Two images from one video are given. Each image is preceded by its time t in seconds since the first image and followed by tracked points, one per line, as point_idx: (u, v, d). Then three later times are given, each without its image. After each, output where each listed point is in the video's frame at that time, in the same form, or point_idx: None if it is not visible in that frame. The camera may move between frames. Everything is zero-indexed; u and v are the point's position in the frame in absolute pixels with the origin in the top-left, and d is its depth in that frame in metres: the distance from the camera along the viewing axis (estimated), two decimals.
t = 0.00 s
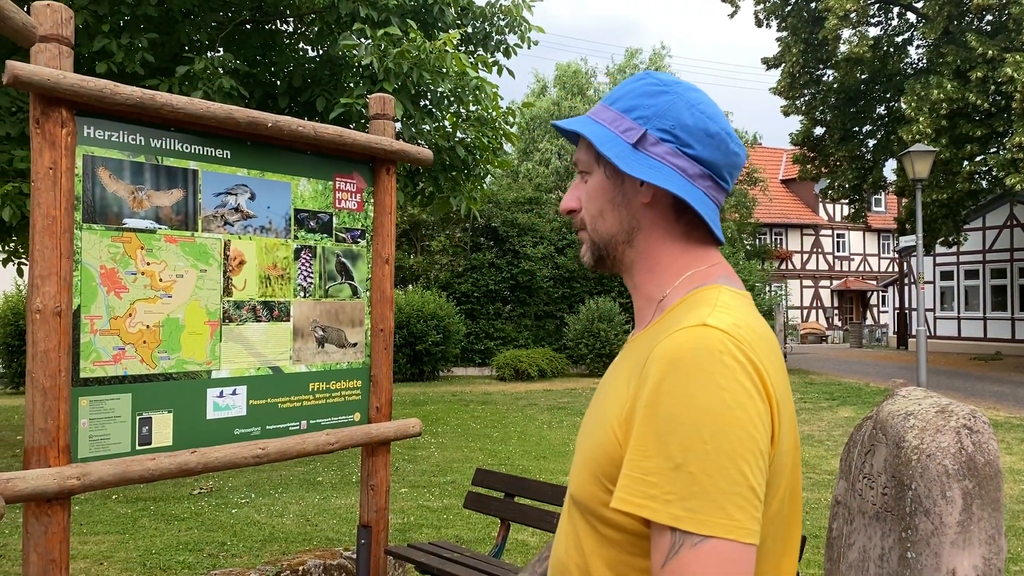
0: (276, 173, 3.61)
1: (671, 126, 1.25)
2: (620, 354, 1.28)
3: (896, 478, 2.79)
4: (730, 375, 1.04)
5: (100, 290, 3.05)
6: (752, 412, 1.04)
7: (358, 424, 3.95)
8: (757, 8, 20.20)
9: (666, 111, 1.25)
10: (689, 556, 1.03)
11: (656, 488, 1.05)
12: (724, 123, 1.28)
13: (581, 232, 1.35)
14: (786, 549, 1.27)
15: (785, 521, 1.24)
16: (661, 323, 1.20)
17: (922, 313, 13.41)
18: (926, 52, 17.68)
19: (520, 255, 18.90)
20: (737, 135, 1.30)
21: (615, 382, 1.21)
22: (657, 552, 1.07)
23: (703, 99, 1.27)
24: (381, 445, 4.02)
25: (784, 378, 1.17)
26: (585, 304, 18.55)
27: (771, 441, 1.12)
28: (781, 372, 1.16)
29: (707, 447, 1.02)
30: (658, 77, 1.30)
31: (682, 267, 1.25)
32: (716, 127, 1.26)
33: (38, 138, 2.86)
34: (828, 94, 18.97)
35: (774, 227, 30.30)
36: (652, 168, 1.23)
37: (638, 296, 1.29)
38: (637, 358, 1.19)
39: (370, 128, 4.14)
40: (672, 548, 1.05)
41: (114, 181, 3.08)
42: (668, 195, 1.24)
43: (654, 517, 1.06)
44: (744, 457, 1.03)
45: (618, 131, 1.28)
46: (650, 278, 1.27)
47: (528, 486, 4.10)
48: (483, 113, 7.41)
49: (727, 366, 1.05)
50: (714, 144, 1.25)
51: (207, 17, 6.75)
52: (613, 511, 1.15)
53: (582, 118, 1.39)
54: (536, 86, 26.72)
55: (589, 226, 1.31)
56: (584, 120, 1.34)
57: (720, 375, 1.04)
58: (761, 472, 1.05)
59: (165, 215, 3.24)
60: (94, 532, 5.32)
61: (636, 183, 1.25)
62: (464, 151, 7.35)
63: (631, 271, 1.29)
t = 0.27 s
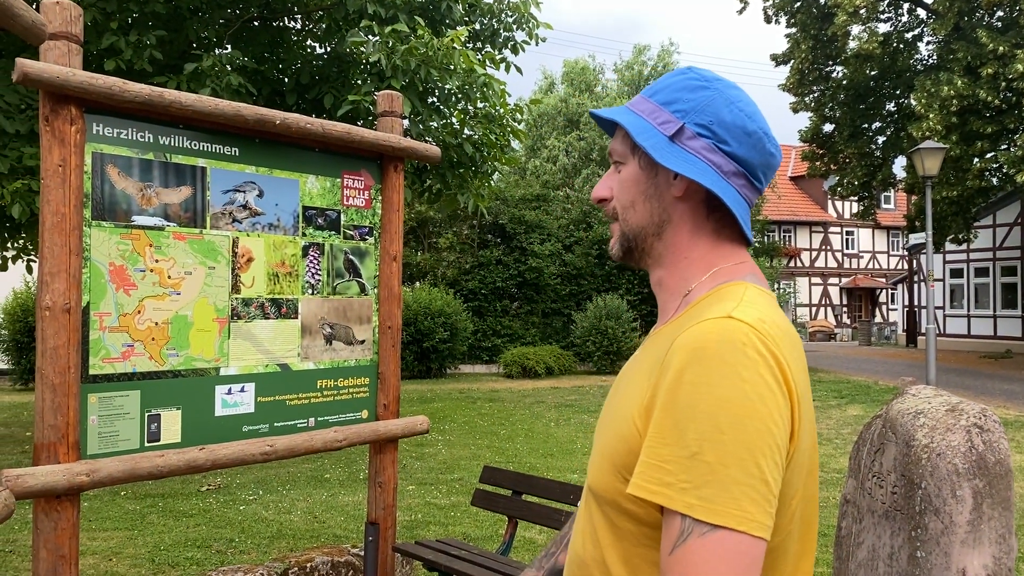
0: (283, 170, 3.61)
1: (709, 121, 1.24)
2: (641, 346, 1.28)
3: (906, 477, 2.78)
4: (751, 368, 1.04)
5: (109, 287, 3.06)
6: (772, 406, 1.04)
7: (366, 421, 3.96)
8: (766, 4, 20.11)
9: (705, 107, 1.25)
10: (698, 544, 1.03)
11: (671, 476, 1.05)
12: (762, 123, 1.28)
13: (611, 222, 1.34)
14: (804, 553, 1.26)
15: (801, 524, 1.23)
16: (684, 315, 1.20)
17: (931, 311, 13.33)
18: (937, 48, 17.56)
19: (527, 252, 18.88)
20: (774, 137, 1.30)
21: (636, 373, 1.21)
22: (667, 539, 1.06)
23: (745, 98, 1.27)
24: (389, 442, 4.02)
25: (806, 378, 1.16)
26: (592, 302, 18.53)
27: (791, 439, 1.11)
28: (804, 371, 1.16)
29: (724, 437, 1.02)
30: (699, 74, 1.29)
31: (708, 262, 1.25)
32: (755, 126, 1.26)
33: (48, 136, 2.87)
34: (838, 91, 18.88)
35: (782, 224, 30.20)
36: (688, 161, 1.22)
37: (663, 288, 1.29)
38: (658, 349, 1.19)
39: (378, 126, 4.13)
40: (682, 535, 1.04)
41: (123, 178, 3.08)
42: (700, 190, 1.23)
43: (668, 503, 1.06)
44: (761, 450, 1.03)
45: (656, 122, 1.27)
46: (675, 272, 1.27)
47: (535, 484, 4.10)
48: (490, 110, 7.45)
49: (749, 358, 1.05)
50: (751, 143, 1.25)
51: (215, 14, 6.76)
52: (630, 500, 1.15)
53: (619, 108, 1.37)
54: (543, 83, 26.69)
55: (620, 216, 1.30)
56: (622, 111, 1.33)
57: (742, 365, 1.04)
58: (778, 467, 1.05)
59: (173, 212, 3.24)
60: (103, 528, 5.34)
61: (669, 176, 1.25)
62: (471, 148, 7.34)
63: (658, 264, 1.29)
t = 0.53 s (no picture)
0: (288, 168, 3.61)
1: (755, 120, 1.23)
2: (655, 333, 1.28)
3: (910, 476, 2.77)
4: (764, 350, 1.04)
5: (114, 285, 3.06)
6: (781, 390, 1.04)
7: (370, 419, 3.96)
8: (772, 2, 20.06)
9: (752, 106, 1.24)
10: (687, 520, 1.02)
11: (672, 450, 1.05)
12: (807, 131, 1.27)
13: (642, 207, 1.34)
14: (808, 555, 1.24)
15: (805, 522, 1.22)
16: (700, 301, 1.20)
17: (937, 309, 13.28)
18: (943, 46, 17.50)
19: (532, 250, 18.88)
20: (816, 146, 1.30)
21: (648, 355, 1.22)
22: (660, 512, 1.06)
23: (793, 104, 1.27)
24: (393, 440, 4.02)
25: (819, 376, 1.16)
26: (597, 300, 18.52)
27: (798, 429, 1.11)
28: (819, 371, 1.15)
29: (728, 414, 1.02)
30: (753, 73, 1.28)
31: (732, 255, 1.24)
32: (800, 133, 1.26)
33: (52, 134, 2.87)
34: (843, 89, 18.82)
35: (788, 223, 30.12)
36: (729, 156, 1.22)
37: (685, 278, 1.29)
38: (672, 331, 1.19)
39: (382, 124, 4.13)
40: (674, 509, 1.04)
41: (128, 176, 3.09)
42: (737, 186, 1.23)
43: (665, 477, 1.05)
44: (766, 432, 1.02)
45: (702, 113, 1.26)
46: (698, 262, 1.26)
47: (539, 482, 4.10)
48: (495, 108, 7.45)
49: (762, 341, 1.05)
50: (793, 148, 1.25)
51: (220, 13, 6.77)
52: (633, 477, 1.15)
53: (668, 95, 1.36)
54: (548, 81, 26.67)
55: (652, 202, 1.30)
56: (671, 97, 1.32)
57: (755, 347, 1.04)
58: (781, 452, 1.04)
59: (178, 210, 3.25)
60: (108, 525, 5.36)
61: (708, 169, 1.24)
62: (476, 146, 7.35)
63: (682, 253, 1.29)
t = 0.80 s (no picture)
0: (287, 168, 3.61)
1: (782, 126, 1.27)
2: (669, 325, 1.32)
3: (909, 477, 2.78)
4: (786, 338, 1.08)
5: (113, 286, 3.06)
6: (798, 377, 1.07)
7: (370, 419, 3.96)
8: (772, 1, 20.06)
9: (777, 111, 1.27)
10: (689, 493, 1.02)
11: (687, 427, 1.06)
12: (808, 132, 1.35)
13: (651, 208, 1.32)
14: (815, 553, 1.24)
15: (810, 518, 1.22)
16: (720, 296, 1.24)
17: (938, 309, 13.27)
18: (944, 46, 17.49)
19: (532, 250, 18.89)
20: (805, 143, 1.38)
21: (667, 343, 1.24)
22: (657, 483, 1.06)
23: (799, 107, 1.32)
24: (393, 440, 4.02)
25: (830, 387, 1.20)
26: (597, 300, 18.53)
27: (811, 423, 1.14)
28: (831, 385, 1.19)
29: (747, 397, 1.04)
30: (765, 73, 1.30)
31: (748, 256, 1.30)
32: (810, 136, 1.32)
33: (52, 134, 2.87)
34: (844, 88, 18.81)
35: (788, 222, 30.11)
36: (768, 166, 1.24)
37: (700, 279, 1.32)
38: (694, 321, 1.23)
39: (382, 123, 4.13)
40: (676, 481, 1.04)
41: (128, 176, 3.09)
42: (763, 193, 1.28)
43: (673, 450, 1.06)
44: (781, 416, 1.05)
45: (733, 119, 1.25)
46: (716, 265, 1.30)
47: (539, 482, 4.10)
48: (495, 108, 7.46)
49: (788, 334, 1.09)
50: (807, 151, 1.31)
51: (220, 13, 6.77)
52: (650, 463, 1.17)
53: (676, 90, 1.32)
54: (549, 81, 26.67)
55: (675, 208, 1.28)
56: (688, 95, 1.29)
57: (781, 339, 1.07)
58: (792, 436, 1.07)
59: (178, 210, 3.25)
60: (108, 526, 5.36)
61: (738, 175, 1.27)
62: (476, 146, 7.35)
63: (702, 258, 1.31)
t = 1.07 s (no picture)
0: (284, 170, 3.62)
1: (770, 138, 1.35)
2: (678, 334, 1.36)
3: (904, 477, 2.79)
4: (821, 351, 1.14)
5: (110, 287, 3.06)
6: (834, 385, 1.14)
7: (367, 421, 3.96)
8: (769, 3, 20.09)
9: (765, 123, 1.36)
10: (762, 518, 1.08)
11: (743, 451, 1.11)
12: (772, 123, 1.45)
13: (666, 238, 1.37)
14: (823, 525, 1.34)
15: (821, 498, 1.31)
16: (736, 306, 1.29)
17: (935, 309, 13.30)
18: (940, 47, 17.52)
19: (530, 251, 18.88)
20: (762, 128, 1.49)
21: (686, 356, 1.29)
22: (725, 511, 1.11)
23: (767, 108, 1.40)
24: (390, 442, 4.03)
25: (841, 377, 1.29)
26: (595, 302, 18.54)
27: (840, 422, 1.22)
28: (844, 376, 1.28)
29: (800, 416, 1.10)
30: (745, 84, 1.37)
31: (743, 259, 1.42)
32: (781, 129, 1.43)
33: (49, 136, 2.87)
34: (841, 90, 18.85)
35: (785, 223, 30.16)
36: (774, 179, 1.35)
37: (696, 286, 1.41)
38: (712, 334, 1.27)
39: (379, 125, 4.13)
40: (747, 506, 1.09)
41: (124, 178, 3.09)
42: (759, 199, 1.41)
43: (736, 476, 1.10)
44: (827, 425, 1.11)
45: (742, 143, 1.32)
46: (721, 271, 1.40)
47: (536, 484, 4.10)
48: (492, 109, 7.45)
49: (822, 347, 1.15)
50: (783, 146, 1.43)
51: (216, 14, 6.76)
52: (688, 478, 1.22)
53: (673, 116, 1.34)
54: (546, 83, 26.71)
55: (693, 237, 1.36)
56: (696, 126, 1.31)
57: (817, 352, 1.14)
58: (835, 442, 1.14)
59: (174, 212, 3.25)
60: (105, 528, 5.36)
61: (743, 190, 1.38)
62: (474, 148, 7.36)
63: (715, 275, 1.39)
